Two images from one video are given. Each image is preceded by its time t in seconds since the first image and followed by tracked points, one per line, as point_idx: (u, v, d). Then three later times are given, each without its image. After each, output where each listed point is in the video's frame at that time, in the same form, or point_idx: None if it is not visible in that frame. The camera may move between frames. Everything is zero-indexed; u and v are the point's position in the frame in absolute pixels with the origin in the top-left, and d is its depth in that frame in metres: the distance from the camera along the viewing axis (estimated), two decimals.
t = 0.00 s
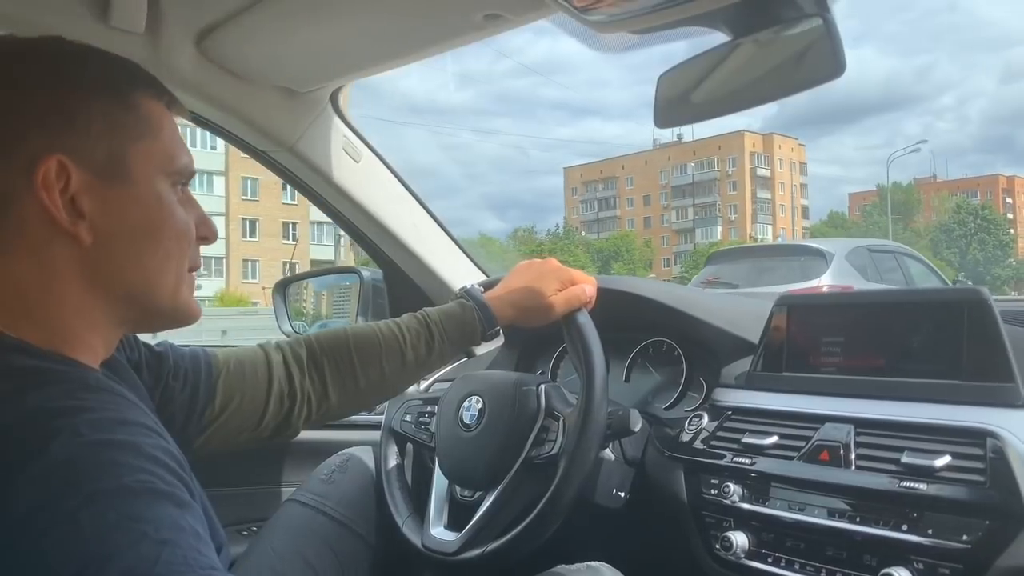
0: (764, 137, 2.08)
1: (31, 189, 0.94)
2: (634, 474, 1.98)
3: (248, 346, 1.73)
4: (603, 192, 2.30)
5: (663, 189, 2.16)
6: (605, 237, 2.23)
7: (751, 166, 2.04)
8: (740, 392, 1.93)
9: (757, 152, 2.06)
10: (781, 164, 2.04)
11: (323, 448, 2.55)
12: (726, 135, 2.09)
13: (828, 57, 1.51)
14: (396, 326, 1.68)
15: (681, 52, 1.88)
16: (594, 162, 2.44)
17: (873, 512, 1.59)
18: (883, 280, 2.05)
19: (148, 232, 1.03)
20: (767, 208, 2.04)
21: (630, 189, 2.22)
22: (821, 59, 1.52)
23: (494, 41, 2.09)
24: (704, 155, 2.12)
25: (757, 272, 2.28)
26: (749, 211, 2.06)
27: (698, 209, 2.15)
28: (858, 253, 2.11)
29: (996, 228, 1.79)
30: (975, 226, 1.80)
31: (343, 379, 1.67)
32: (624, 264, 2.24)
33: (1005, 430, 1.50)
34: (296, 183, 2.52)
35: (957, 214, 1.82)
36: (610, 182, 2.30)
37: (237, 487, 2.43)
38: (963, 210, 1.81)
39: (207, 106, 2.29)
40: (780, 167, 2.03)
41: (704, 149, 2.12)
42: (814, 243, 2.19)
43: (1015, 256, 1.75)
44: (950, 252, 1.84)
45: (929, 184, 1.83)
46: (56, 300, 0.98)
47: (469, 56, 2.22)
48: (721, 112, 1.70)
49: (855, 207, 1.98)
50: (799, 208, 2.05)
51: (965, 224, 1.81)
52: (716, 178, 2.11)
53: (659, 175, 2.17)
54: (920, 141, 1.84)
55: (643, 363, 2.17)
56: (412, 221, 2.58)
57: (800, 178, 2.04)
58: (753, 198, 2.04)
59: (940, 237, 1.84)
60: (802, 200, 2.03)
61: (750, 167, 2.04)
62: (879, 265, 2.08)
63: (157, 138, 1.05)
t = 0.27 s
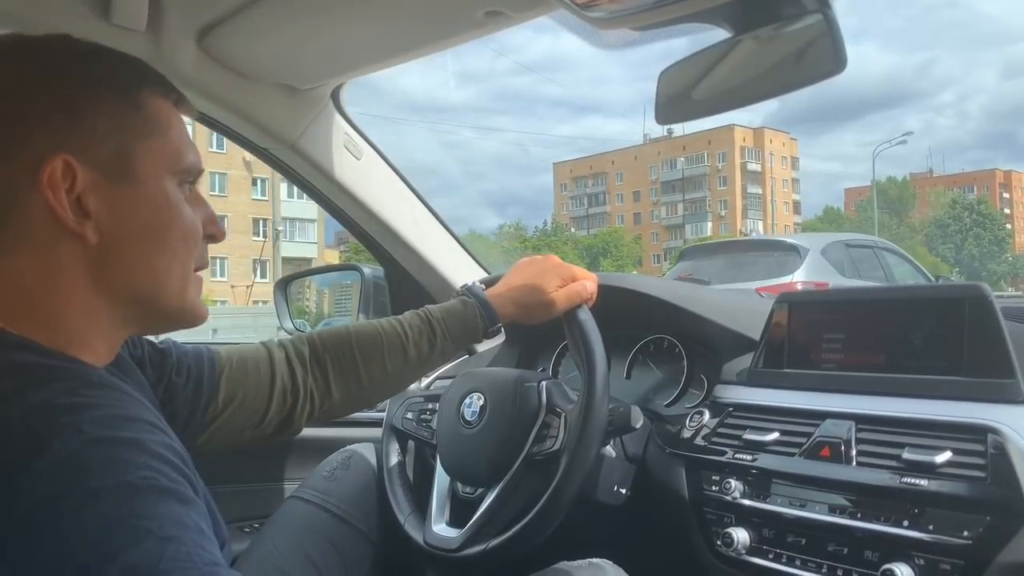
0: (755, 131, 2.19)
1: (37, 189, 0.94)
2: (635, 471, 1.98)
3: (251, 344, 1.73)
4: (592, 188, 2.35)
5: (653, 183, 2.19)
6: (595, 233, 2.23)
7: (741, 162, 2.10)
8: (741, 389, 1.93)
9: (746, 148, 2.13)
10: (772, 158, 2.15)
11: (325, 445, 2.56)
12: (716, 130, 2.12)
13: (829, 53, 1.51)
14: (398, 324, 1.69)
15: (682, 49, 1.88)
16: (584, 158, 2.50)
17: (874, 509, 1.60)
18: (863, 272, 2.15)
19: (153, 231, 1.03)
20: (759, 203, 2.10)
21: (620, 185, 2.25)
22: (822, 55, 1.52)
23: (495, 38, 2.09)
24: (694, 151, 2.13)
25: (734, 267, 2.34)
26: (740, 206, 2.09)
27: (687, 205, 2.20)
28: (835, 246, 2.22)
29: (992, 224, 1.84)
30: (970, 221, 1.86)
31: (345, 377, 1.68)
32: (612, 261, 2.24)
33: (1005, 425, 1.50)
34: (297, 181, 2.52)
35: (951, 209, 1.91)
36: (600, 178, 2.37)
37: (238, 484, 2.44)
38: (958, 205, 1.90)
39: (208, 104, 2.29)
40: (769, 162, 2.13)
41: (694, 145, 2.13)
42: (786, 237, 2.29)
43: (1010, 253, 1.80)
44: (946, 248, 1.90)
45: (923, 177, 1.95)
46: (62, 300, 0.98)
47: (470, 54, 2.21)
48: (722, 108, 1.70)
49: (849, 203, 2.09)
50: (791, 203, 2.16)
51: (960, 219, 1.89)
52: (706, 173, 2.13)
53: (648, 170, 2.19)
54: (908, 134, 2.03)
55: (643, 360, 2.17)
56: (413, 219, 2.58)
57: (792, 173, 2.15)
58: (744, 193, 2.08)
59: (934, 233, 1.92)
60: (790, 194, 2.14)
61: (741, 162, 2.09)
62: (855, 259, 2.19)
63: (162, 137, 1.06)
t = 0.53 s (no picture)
0: (744, 129, 2.17)
1: (35, 186, 0.94)
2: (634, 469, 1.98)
3: (250, 342, 1.73)
4: (578, 187, 2.44)
5: (641, 183, 2.25)
6: (582, 232, 2.29)
7: (729, 159, 2.13)
8: (741, 387, 1.93)
9: (735, 144, 2.14)
10: (761, 156, 2.16)
11: (325, 444, 2.56)
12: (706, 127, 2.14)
13: (828, 51, 1.51)
14: (396, 323, 1.69)
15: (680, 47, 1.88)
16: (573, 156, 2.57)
17: (873, 507, 1.60)
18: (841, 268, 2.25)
19: (151, 229, 1.03)
20: (746, 200, 2.13)
21: (609, 183, 2.33)
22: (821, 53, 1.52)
23: (494, 37, 2.08)
24: (683, 148, 2.16)
25: (704, 264, 2.40)
26: (728, 204, 2.12)
27: (676, 203, 2.23)
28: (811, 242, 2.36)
29: (986, 222, 1.85)
30: (963, 218, 1.87)
31: (344, 376, 1.68)
32: (599, 261, 2.25)
33: (1005, 423, 1.50)
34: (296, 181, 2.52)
35: (944, 207, 1.91)
36: (588, 176, 2.44)
37: (238, 483, 2.44)
38: (952, 203, 1.89)
39: (206, 103, 2.29)
40: (758, 159, 2.14)
41: (682, 142, 2.16)
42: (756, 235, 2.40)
43: (1004, 251, 1.82)
44: (938, 246, 1.90)
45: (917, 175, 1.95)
46: (59, 298, 0.98)
47: (470, 53, 2.21)
48: (720, 106, 1.70)
49: (844, 201, 2.08)
50: (781, 201, 2.19)
51: (954, 217, 1.89)
52: (695, 171, 2.16)
53: (636, 169, 2.26)
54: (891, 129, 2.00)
55: (643, 358, 2.17)
56: (412, 218, 2.58)
57: (782, 170, 2.18)
58: (732, 191, 2.11)
59: (927, 230, 1.91)
60: (779, 191, 2.17)
61: (729, 160, 2.12)
62: (832, 257, 2.31)
63: (158, 135, 1.06)
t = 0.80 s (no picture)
0: (733, 125, 2.13)
1: (41, 181, 0.94)
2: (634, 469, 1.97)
3: (249, 343, 1.73)
4: (566, 185, 2.50)
5: (628, 182, 2.29)
6: (568, 230, 2.37)
7: (719, 157, 2.10)
8: (740, 387, 1.93)
9: (726, 141, 2.11)
10: (749, 153, 2.15)
11: (325, 445, 2.56)
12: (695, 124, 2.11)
13: (826, 51, 1.51)
14: (396, 323, 1.69)
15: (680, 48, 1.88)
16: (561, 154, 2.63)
17: (873, 507, 1.60)
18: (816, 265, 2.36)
19: (152, 228, 1.04)
20: (735, 198, 2.12)
21: (596, 181, 2.38)
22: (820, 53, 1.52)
23: (493, 37, 2.09)
24: (670, 145, 2.15)
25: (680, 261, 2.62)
26: (717, 201, 2.12)
27: (664, 200, 2.27)
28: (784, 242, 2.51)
29: (980, 221, 1.84)
30: (957, 216, 1.87)
31: (343, 376, 1.68)
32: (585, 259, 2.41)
33: (1004, 423, 1.50)
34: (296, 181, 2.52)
35: (938, 204, 1.91)
36: (576, 174, 2.50)
37: (238, 483, 2.44)
38: (946, 200, 1.90)
39: (205, 103, 2.29)
40: (746, 157, 2.13)
41: (670, 140, 2.15)
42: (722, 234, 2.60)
43: (998, 249, 1.80)
44: (932, 245, 1.89)
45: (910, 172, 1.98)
46: (61, 294, 0.98)
47: (470, 53, 2.21)
48: (720, 106, 1.70)
49: (840, 199, 2.08)
50: (771, 198, 2.23)
51: (947, 215, 1.89)
52: (683, 168, 2.17)
53: (624, 168, 2.30)
54: (874, 125, 2.07)
55: (642, 359, 2.18)
56: (411, 218, 2.59)
57: (771, 168, 2.20)
58: (721, 188, 2.09)
59: (920, 228, 1.91)
60: (767, 188, 2.20)
61: (719, 157, 2.09)
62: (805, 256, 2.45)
63: (158, 135, 1.06)
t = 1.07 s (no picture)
0: (720, 122, 2.16)
1: (37, 183, 0.94)
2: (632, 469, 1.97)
3: (246, 343, 1.73)
4: (554, 182, 2.46)
5: (616, 178, 2.31)
6: (554, 229, 2.41)
7: (706, 154, 2.15)
8: (738, 388, 1.93)
9: (713, 138, 2.16)
10: (738, 150, 2.18)
11: (323, 445, 2.56)
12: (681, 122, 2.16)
13: (824, 51, 1.51)
14: (393, 324, 1.69)
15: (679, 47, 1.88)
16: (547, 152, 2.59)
17: (870, 507, 1.60)
18: (792, 265, 2.33)
19: (150, 228, 1.03)
20: (723, 196, 2.16)
21: (583, 178, 2.38)
22: (817, 53, 1.52)
23: (492, 37, 2.08)
24: (657, 142, 2.21)
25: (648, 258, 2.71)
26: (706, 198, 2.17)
27: (651, 198, 2.29)
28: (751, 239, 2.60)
29: (974, 218, 1.83)
30: (950, 214, 1.85)
31: (341, 376, 1.68)
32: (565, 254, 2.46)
33: (1002, 423, 1.50)
34: (293, 181, 2.52)
35: (931, 203, 1.90)
36: (564, 172, 2.46)
37: (236, 484, 2.44)
38: (939, 198, 1.88)
39: (203, 103, 2.28)
40: (735, 154, 2.17)
41: (657, 137, 2.20)
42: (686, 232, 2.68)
43: (991, 248, 1.81)
44: (924, 243, 1.88)
45: (902, 172, 1.95)
46: (59, 295, 0.97)
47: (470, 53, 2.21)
48: (718, 107, 1.70)
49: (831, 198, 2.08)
50: (759, 197, 2.22)
51: (940, 213, 1.88)
52: (670, 165, 2.22)
53: (612, 164, 2.33)
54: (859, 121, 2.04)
55: (640, 359, 2.18)
56: (409, 218, 2.59)
57: (760, 165, 2.22)
58: (709, 185, 2.15)
59: (913, 227, 1.90)
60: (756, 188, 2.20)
61: (706, 153, 2.15)
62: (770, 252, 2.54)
63: (154, 134, 1.06)
